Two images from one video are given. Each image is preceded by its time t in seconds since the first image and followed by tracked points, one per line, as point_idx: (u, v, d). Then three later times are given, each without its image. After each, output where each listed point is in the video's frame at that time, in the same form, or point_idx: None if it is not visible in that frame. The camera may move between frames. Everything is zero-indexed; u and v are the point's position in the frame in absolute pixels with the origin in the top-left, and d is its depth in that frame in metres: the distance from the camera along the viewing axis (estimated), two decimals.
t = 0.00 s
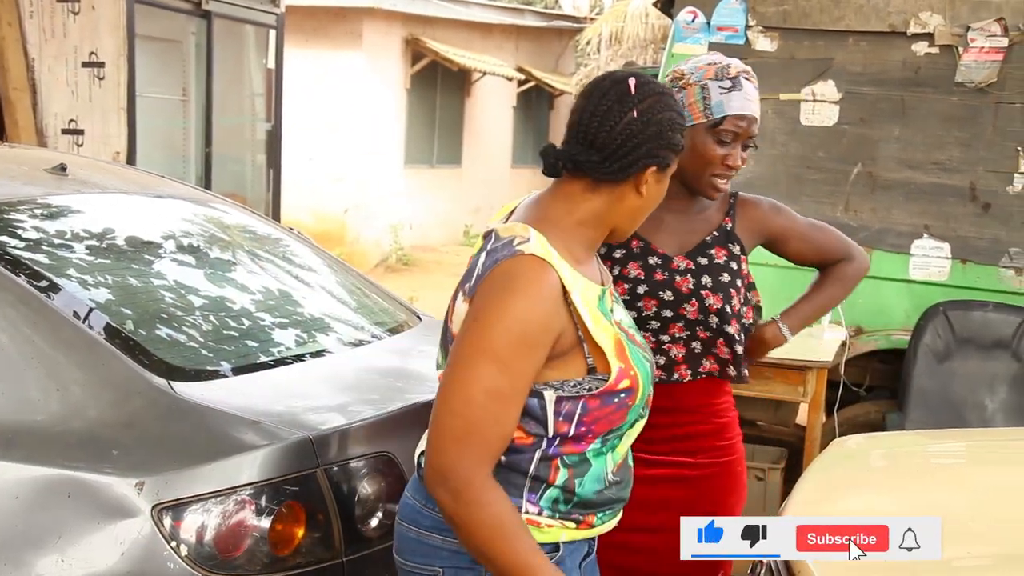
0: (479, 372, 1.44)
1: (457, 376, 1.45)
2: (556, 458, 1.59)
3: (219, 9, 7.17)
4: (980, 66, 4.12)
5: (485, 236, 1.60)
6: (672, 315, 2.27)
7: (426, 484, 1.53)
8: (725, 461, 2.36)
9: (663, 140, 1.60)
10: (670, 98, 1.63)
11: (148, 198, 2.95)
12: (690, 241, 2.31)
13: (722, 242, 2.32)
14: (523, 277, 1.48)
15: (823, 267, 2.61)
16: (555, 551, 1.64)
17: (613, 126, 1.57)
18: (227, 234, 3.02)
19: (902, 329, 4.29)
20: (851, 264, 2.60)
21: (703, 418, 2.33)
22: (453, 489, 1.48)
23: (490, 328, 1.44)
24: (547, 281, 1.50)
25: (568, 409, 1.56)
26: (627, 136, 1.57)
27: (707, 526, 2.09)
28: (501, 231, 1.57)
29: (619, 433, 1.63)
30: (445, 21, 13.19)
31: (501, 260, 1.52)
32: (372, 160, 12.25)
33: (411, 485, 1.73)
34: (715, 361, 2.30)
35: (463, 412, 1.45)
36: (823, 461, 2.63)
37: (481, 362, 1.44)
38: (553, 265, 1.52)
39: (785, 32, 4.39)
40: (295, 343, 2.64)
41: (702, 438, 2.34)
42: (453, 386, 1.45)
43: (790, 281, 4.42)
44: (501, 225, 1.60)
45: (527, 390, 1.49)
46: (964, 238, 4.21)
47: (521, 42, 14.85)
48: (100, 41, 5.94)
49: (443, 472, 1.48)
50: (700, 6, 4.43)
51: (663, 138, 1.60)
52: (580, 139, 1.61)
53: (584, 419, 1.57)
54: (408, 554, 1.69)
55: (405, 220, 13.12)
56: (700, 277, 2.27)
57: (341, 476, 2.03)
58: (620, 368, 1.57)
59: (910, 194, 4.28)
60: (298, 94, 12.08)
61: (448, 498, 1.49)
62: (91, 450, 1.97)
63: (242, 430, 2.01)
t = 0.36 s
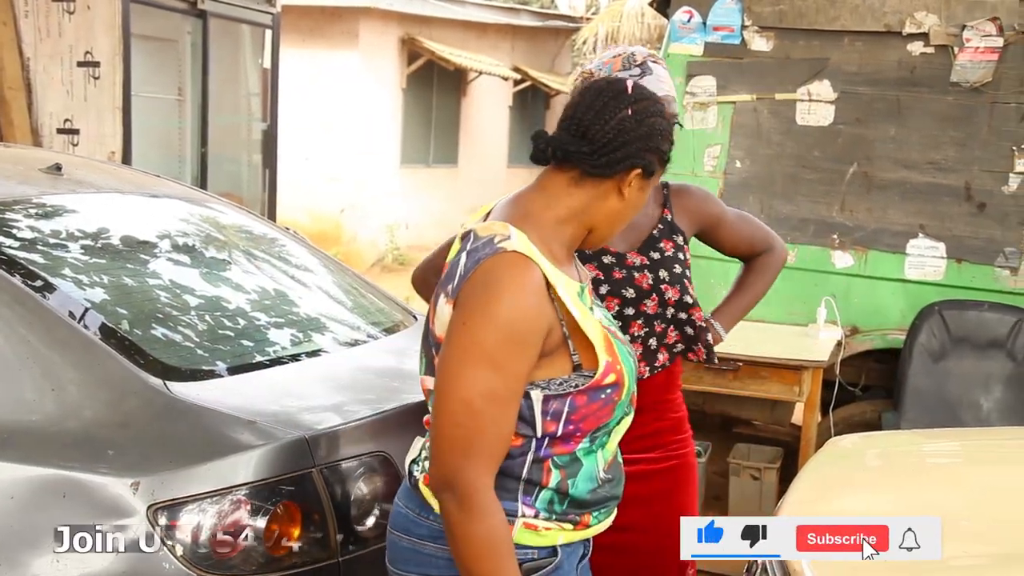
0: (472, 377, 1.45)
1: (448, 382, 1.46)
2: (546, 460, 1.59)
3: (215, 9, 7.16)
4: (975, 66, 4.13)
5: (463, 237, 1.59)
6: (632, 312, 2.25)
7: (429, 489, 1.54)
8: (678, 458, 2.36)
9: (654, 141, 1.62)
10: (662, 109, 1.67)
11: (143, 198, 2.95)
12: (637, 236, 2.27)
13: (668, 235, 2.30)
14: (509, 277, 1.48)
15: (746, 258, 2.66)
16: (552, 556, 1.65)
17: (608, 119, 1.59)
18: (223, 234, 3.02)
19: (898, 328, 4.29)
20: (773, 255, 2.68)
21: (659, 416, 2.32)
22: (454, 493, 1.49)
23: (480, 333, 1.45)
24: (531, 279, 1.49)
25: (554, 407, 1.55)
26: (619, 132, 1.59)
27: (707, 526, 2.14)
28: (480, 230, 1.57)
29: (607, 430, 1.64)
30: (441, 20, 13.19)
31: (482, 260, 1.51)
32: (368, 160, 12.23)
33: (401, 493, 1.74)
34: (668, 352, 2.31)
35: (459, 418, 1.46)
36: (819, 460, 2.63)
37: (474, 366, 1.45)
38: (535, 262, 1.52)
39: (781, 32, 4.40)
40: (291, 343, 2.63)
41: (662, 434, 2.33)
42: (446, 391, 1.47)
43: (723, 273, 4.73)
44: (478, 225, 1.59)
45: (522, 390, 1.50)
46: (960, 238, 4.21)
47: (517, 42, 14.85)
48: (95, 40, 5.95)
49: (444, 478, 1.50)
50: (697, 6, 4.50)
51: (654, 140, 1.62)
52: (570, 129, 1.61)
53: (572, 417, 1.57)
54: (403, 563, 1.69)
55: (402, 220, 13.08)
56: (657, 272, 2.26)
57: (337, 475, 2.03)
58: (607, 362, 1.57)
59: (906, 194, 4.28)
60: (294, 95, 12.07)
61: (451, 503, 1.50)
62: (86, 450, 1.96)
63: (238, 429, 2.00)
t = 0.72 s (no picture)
0: (468, 374, 1.45)
1: (445, 380, 1.47)
2: (537, 460, 1.60)
3: (211, 8, 7.15)
4: (970, 65, 4.13)
5: (456, 232, 1.59)
6: (638, 309, 2.26)
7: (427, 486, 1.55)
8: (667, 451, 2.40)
9: (653, 147, 1.62)
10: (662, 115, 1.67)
11: (139, 197, 2.95)
12: (628, 234, 2.28)
13: (650, 228, 2.32)
14: (503, 272, 1.48)
15: (708, 250, 2.73)
16: (544, 557, 1.66)
17: (609, 122, 1.59)
18: (218, 234, 3.01)
19: (894, 327, 4.29)
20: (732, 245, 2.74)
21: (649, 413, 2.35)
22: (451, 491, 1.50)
23: (476, 329, 1.45)
24: (525, 275, 1.49)
25: (546, 404, 1.56)
26: (619, 136, 1.59)
27: (706, 525, 2.15)
28: (474, 226, 1.56)
29: (597, 428, 1.64)
30: (438, 19, 13.18)
31: (476, 256, 1.51)
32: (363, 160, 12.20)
33: (390, 492, 1.74)
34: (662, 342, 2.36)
35: (456, 415, 1.47)
36: (814, 459, 2.64)
37: (470, 363, 1.45)
38: (529, 257, 1.51)
39: (776, 31, 4.40)
40: (286, 343, 2.63)
41: (647, 432, 2.36)
42: (442, 388, 1.47)
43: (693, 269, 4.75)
44: (471, 221, 1.59)
45: (517, 386, 1.50)
46: (955, 238, 4.22)
47: (513, 41, 14.86)
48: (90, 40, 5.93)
49: (441, 475, 1.50)
50: (692, 5, 4.48)
51: (653, 146, 1.62)
52: (569, 129, 1.60)
53: (563, 415, 1.57)
54: (395, 565, 1.68)
55: (398, 220, 12.97)
56: (654, 266, 2.28)
57: (333, 475, 2.03)
58: (600, 360, 1.57)
59: (901, 194, 4.28)
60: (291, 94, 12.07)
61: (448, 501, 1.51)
62: (82, 450, 1.96)
63: (233, 429, 2.00)
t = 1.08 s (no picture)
0: (459, 381, 1.46)
1: (436, 388, 1.47)
2: (526, 465, 1.60)
3: (208, 8, 7.15)
4: (967, 65, 4.13)
5: (447, 236, 1.59)
6: (665, 309, 2.22)
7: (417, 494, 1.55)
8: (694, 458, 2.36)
9: (631, 146, 1.60)
10: (639, 102, 1.63)
11: (136, 197, 2.94)
12: (651, 234, 2.31)
13: (674, 229, 2.34)
14: (493, 279, 1.48)
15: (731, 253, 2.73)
16: (534, 559, 1.66)
17: (582, 132, 1.56)
18: (216, 234, 3.01)
19: (890, 327, 4.30)
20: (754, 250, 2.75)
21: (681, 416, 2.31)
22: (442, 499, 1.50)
23: (468, 336, 1.45)
24: (516, 281, 1.49)
25: (536, 410, 1.56)
26: (595, 143, 1.57)
27: (707, 526, 2.23)
28: (464, 231, 1.56)
29: (588, 433, 1.64)
30: (435, 19, 13.17)
31: (466, 261, 1.51)
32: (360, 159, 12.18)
33: (380, 493, 1.74)
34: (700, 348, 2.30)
35: (448, 423, 1.46)
36: (810, 458, 2.64)
37: (461, 371, 1.45)
38: (519, 264, 1.52)
39: (773, 31, 4.39)
40: (283, 342, 2.63)
41: (675, 438, 2.32)
42: (433, 396, 1.47)
43: (715, 270, 4.71)
44: (462, 225, 1.59)
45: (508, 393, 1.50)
46: (952, 237, 4.21)
47: (510, 41, 14.87)
48: (87, 39, 5.99)
49: (432, 483, 1.50)
50: (689, 4, 4.48)
51: (631, 143, 1.60)
52: (547, 147, 1.59)
53: (553, 420, 1.57)
54: (381, 566, 1.69)
55: (394, 219, 13.09)
56: (677, 265, 2.27)
57: (330, 475, 2.03)
58: (590, 366, 1.57)
59: (897, 194, 4.28)
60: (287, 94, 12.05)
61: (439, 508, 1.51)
62: (79, 450, 1.96)
63: (230, 429, 2.00)
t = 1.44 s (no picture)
0: (441, 389, 1.46)
1: (418, 395, 1.47)
2: (518, 469, 1.60)
3: (205, 7, 7.14)
4: (965, 64, 4.13)
5: (429, 240, 1.59)
6: (697, 311, 2.26)
7: (403, 500, 1.55)
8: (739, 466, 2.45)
9: (609, 142, 1.59)
10: (617, 95, 1.62)
11: (134, 197, 2.94)
12: (694, 236, 2.35)
13: (722, 234, 2.37)
14: (474, 285, 1.48)
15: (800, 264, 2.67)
16: (530, 561, 1.66)
17: (556, 131, 1.56)
18: (213, 234, 3.01)
19: (887, 326, 4.31)
20: (829, 259, 2.68)
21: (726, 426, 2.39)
22: (426, 506, 1.51)
23: (449, 344, 1.45)
24: (498, 287, 1.50)
25: (523, 414, 1.56)
26: (571, 142, 1.57)
27: (707, 526, 2.29)
28: (446, 235, 1.56)
29: (582, 436, 1.64)
30: (433, 18, 13.16)
31: (446, 268, 1.51)
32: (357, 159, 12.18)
33: (376, 494, 1.74)
34: (727, 354, 2.33)
35: (431, 431, 1.47)
36: (807, 458, 2.64)
37: (443, 379, 1.46)
38: (502, 269, 1.52)
39: (771, 30, 4.39)
40: (281, 342, 2.63)
41: (724, 445, 2.40)
42: (416, 404, 1.47)
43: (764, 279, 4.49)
44: (443, 229, 1.59)
45: (492, 398, 1.50)
46: (949, 237, 4.21)
47: (508, 40, 14.88)
48: (85, 38, 5.95)
49: (416, 490, 1.51)
50: (686, 4, 4.47)
51: (608, 139, 1.59)
52: (523, 148, 1.59)
53: (541, 423, 1.57)
54: (377, 567, 1.70)
55: (392, 219, 13.12)
56: (718, 269, 2.30)
57: (327, 475, 2.03)
58: (578, 368, 1.57)
59: (895, 193, 4.28)
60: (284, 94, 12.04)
61: (423, 515, 1.51)
62: (76, 450, 1.96)
63: (228, 429, 2.00)
